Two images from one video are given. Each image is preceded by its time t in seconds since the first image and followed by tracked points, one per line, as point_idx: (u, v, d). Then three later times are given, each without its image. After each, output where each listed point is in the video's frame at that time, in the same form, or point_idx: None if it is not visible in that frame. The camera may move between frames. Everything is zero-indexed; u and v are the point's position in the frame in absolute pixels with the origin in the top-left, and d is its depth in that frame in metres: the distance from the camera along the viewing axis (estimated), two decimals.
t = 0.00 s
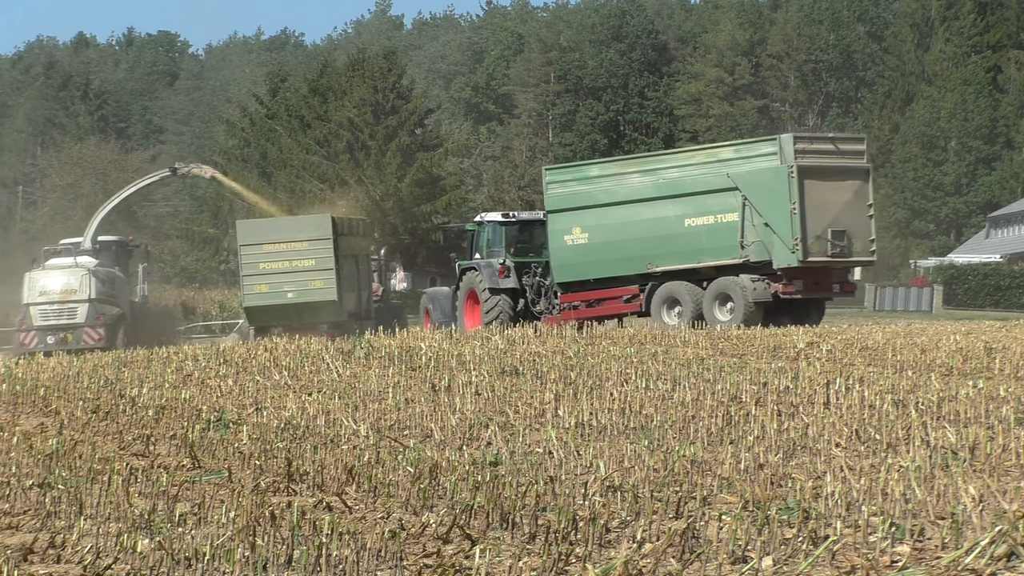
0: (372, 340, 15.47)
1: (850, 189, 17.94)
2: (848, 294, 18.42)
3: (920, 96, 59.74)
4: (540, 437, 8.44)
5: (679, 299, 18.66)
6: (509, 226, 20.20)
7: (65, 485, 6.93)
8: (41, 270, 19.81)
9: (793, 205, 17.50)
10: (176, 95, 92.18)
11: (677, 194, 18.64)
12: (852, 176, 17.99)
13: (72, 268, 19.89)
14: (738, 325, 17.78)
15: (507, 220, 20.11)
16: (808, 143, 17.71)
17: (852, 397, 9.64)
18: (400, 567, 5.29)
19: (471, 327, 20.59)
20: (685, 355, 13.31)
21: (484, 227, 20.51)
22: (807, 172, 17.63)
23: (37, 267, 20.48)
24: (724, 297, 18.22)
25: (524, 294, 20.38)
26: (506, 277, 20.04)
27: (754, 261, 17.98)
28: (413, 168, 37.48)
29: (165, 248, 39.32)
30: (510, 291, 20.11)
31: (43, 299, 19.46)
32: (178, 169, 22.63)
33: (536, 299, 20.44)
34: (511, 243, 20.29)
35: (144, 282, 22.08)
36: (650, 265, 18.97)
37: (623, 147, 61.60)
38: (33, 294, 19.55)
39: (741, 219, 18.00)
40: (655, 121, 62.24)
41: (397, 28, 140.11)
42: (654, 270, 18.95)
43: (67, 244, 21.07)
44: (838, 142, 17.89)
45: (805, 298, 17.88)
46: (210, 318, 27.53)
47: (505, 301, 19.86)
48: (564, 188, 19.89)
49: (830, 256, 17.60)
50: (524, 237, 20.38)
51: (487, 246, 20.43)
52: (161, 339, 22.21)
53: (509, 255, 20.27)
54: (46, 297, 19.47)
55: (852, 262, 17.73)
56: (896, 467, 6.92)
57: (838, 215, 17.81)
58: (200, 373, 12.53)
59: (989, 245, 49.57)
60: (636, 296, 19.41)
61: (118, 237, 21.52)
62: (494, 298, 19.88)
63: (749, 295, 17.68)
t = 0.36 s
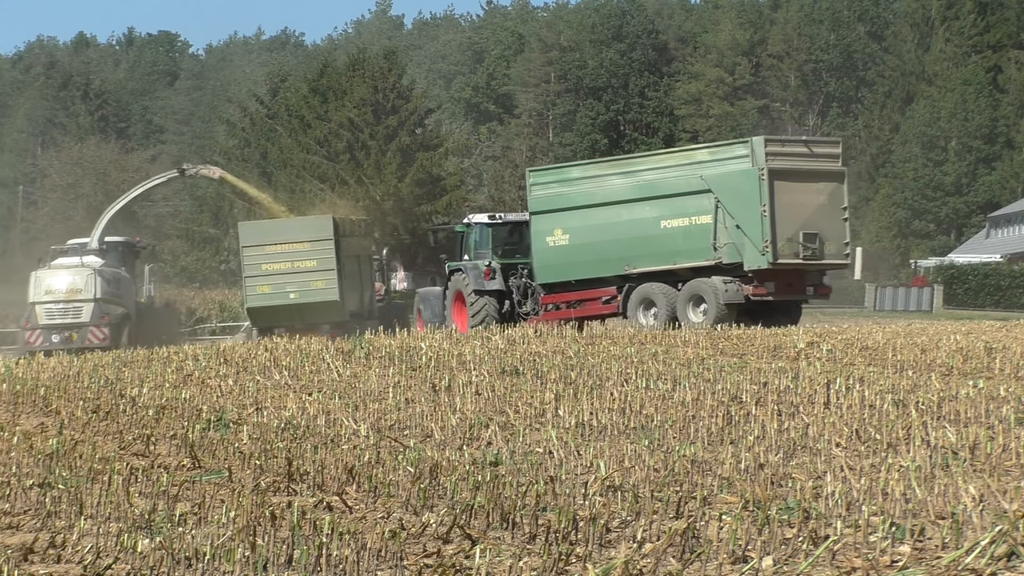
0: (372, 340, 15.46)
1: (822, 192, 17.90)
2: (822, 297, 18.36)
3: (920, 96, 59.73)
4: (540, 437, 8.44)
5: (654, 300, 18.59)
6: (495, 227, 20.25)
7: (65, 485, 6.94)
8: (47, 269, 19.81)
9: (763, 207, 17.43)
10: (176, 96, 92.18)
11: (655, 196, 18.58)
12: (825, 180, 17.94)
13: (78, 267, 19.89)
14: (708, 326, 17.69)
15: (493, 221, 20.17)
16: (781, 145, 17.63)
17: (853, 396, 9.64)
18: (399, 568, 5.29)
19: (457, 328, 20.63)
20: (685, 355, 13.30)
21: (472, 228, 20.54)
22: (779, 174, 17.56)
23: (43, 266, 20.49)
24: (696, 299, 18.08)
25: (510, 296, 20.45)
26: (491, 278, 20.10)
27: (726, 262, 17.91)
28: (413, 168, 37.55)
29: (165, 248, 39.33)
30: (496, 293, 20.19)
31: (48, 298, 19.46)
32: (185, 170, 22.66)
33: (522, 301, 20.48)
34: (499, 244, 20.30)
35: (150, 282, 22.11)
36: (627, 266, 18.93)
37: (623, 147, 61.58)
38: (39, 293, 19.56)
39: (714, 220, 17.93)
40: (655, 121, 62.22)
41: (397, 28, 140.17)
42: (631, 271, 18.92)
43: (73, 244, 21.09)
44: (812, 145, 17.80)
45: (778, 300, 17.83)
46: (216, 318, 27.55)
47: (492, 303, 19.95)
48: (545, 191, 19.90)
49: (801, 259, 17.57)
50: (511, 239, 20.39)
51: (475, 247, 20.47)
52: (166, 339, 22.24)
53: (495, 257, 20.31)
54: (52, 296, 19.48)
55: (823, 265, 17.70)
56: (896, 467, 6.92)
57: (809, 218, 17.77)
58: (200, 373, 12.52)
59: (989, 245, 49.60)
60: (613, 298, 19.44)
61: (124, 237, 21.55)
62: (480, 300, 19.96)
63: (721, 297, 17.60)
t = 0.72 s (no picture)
0: (372, 340, 15.46)
1: (796, 195, 17.55)
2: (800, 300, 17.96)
3: (920, 96, 59.69)
4: (540, 437, 8.44)
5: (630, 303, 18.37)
6: (484, 229, 20.32)
7: (65, 485, 6.93)
8: (51, 271, 19.82)
9: (734, 211, 17.15)
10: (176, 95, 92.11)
11: (631, 199, 18.37)
12: (798, 182, 17.61)
13: (81, 269, 19.90)
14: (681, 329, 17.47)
15: (481, 223, 20.25)
16: (752, 148, 17.33)
17: (852, 396, 9.65)
18: (399, 568, 5.29)
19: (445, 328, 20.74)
20: (685, 355, 13.30)
21: (463, 229, 20.59)
22: (750, 177, 17.27)
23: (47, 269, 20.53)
24: (670, 301, 17.82)
25: (499, 298, 20.44)
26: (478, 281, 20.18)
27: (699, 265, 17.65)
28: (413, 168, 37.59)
29: (166, 249, 39.32)
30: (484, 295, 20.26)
31: (53, 301, 19.49)
32: (187, 170, 22.67)
33: (510, 302, 20.44)
34: (487, 246, 20.36)
35: (154, 283, 22.11)
36: (605, 268, 18.75)
37: (623, 147, 61.61)
38: (43, 295, 19.57)
39: (687, 224, 17.69)
40: (655, 121, 62.23)
41: (397, 28, 140.15)
42: (609, 273, 18.72)
43: (78, 246, 21.12)
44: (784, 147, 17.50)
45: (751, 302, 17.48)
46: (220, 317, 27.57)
47: (478, 305, 20.04)
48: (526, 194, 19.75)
49: (772, 261, 17.23)
50: (499, 241, 20.44)
51: (464, 249, 20.56)
52: (171, 339, 22.26)
53: (484, 259, 20.33)
54: (56, 298, 19.51)
55: (795, 268, 17.32)
56: (896, 467, 6.92)
57: (782, 221, 17.43)
58: (201, 373, 12.52)
59: (988, 245, 49.62)
60: (593, 300, 19.24)
61: (128, 238, 21.57)
62: (467, 302, 20.05)
63: (693, 300, 17.35)
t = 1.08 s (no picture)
0: (372, 340, 15.44)
1: (770, 198, 17.43)
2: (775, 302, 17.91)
3: (920, 96, 59.65)
4: (540, 437, 8.43)
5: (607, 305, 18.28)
6: (473, 230, 20.39)
7: (65, 485, 6.93)
8: (55, 272, 19.80)
9: (705, 214, 17.04)
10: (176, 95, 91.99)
11: (609, 201, 18.21)
12: (773, 186, 17.48)
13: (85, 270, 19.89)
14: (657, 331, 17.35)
15: (469, 224, 20.32)
16: (724, 152, 17.22)
17: (853, 396, 9.64)
18: (400, 567, 5.30)
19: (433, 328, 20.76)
20: (685, 355, 13.29)
21: (452, 230, 20.63)
22: (722, 181, 17.17)
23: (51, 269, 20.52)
24: (644, 303, 17.74)
25: (487, 299, 20.42)
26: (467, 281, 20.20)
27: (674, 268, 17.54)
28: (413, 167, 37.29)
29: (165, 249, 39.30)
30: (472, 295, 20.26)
31: (57, 301, 19.45)
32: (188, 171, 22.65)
33: (498, 302, 20.41)
34: (477, 247, 20.42)
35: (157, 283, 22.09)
36: (583, 271, 18.63)
37: (623, 147, 61.72)
38: (47, 296, 19.55)
39: (662, 227, 17.59)
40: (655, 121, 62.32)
41: (396, 28, 140.05)
42: (587, 276, 18.63)
43: (82, 246, 21.08)
44: (758, 150, 17.37)
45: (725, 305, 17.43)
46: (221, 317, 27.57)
47: (466, 305, 20.04)
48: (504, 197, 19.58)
49: (745, 264, 17.12)
50: (488, 242, 20.49)
51: (454, 250, 20.61)
52: (173, 339, 22.24)
53: (472, 260, 20.37)
54: (61, 299, 19.47)
55: (769, 271, 17.19)
56: (896, 467, 6.92)
57: (756, 223, 17.30)
58: (200, 373, 12.51)
59: (988, 245, 49.60)
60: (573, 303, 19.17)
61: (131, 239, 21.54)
62: (455, 302, 20.07)
63: (668, 303, 17.22)
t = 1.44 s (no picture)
0: (372, 340, 15.44)
1: (747, 201, 17.27)
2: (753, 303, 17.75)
3: (920, 96, 59.62)
4: (540, 437, 8.43)
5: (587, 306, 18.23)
6: (464, 230, 20.39)
7: (65, 485, 6.93)
8: (60, 272, 19.82)
9: (679, 218, 16.95)
10: (176, 95, 91.94)
11: (588, 204, 18.15)
12: (750, 189, 17.32)
13: (90, 270, 19.89)
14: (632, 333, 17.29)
15: (461, 225, 20.32)
16: (699, 155, 17.09)
17: (853, 396, 9.64)
18: (400, 567, 5.30)
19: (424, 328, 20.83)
20: (685, 355, 13.29)
21: (446, 232, 20.67)
22: (697, 184, 17.05)
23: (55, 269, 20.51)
24: (620, 306, 17.71)
25: (478, 298, 20.37)
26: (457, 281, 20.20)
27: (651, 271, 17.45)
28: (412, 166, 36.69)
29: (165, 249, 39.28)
30: (462, 295, 20.26)
31: (62, 301, 19.46)
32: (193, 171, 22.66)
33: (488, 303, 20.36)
34: (468, 248, 20.40)
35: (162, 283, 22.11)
36: (565, 273, 18.59)
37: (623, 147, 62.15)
38: (52, 296, 19.56)
39: (637, 231, 17.51)
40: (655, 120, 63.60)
41: (396, 28, 140.04)
42: (569, 278, 18.56)
43: (85, 246, 21.10)
44: (734, 153, 17.22)
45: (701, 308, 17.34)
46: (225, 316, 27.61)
47: (455, 304, 20.05)
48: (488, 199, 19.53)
49: (720, 267, 17.00)
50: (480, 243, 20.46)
51: (447, 250, 20.63)
52: (178, 338, 22.26)
53: (463, 261, 20.34)
54: (66, 299, 19.48)
55: (743, 274, 17.08)
56: (896, 467, 6.92)
57: (732, 227, 17.16)
58: (200, 373, 12.51)
59: (988, 245, 49.60)
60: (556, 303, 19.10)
61: (136, 238, 21.53)
62: (444, 302, 20.11)
63: (642, 305, 17.18)
